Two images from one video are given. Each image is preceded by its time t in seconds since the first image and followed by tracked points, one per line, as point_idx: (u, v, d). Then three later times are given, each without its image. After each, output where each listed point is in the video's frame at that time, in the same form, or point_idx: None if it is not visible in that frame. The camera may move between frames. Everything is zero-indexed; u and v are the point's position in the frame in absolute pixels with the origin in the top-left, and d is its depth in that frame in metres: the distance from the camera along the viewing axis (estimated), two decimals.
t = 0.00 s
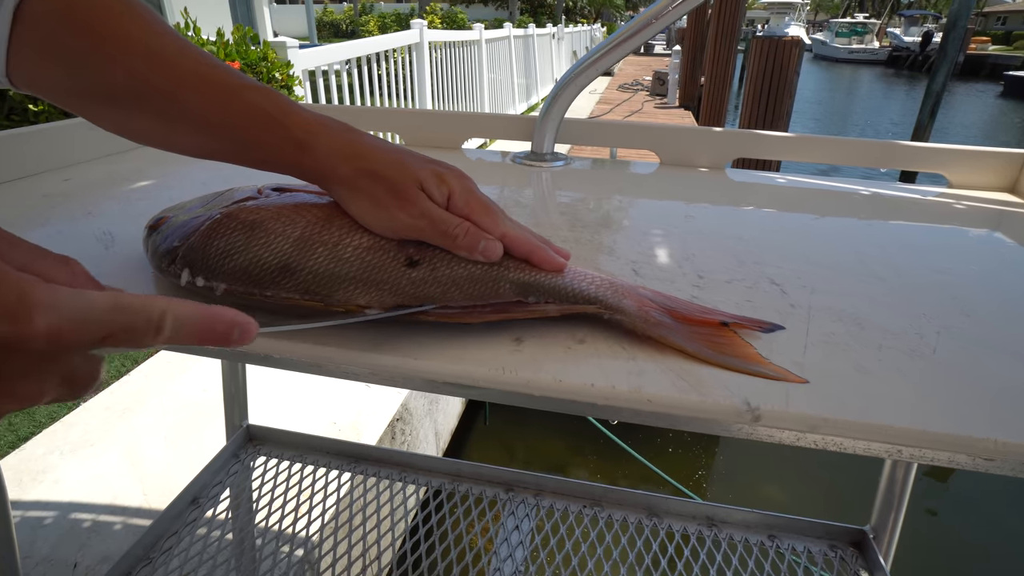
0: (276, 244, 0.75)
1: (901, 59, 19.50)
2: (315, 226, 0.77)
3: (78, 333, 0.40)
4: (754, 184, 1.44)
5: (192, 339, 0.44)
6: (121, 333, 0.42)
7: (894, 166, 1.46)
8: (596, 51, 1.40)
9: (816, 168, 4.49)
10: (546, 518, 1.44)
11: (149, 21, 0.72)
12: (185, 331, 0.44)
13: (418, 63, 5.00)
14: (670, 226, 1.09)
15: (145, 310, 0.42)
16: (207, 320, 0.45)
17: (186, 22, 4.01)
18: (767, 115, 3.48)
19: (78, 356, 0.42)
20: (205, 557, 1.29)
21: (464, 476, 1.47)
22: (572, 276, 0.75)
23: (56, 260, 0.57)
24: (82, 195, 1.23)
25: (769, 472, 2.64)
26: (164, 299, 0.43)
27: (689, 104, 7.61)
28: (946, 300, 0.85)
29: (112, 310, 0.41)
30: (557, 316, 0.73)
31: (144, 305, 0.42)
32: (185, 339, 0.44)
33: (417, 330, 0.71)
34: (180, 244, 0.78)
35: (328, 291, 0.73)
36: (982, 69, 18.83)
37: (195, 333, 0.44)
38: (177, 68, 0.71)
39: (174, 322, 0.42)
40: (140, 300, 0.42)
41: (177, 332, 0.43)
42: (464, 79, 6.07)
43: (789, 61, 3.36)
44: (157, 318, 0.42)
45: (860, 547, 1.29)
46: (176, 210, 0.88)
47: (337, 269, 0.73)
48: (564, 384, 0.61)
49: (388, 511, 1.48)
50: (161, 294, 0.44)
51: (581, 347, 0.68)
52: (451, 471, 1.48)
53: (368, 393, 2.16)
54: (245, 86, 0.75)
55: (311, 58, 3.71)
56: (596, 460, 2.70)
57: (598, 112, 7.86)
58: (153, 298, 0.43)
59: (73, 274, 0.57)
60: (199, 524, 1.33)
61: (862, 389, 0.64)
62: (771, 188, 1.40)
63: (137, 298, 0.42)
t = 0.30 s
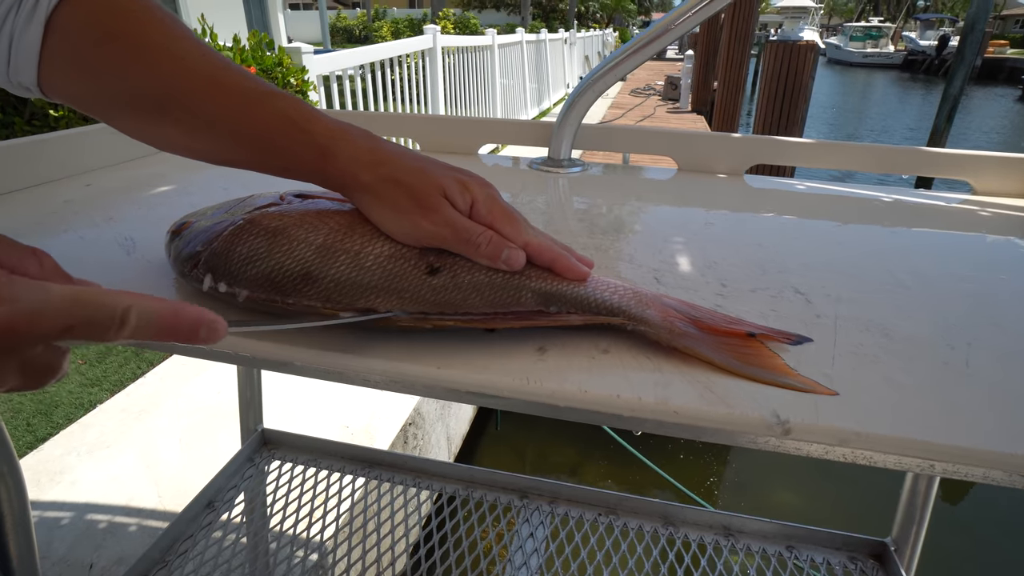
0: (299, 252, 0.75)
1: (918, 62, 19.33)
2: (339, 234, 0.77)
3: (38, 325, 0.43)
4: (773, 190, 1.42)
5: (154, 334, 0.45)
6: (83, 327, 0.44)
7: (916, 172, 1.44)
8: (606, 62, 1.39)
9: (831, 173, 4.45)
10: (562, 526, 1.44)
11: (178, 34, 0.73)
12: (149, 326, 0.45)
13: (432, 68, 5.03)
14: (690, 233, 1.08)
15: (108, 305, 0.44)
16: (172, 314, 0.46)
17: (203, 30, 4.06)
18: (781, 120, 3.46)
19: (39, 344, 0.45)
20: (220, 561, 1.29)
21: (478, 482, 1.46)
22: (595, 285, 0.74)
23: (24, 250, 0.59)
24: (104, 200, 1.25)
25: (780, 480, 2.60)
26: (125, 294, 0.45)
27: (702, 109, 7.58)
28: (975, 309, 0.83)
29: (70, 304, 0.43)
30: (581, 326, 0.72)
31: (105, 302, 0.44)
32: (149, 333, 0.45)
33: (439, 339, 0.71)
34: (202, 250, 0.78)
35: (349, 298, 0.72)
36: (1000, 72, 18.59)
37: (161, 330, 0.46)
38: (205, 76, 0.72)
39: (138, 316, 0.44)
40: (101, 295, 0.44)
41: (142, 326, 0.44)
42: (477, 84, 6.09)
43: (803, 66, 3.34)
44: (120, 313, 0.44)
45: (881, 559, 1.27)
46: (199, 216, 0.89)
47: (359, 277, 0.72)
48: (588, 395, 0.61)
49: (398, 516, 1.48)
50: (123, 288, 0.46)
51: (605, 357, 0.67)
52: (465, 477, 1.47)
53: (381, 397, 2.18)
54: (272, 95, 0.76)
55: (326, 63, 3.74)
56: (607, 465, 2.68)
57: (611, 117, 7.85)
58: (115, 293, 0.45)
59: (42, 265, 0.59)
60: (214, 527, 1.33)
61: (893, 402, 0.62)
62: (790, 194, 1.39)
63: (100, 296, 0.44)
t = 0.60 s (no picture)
0: (318, 257, 0.74)
1: (935, 64, 19.10)
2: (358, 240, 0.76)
3: None
4: (793, 194, 1.40)
5: (112, 332, 0.50)
6: (38, 326, 0.48)
7: (941, 175, 1.41)
8: (624, 66, 1.38)
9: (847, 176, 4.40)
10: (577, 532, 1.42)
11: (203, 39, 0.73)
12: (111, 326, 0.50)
13: (444, 71, 5.04)
14: (710, 238, 1.07)
15: (65, 305, 0.48)
16: (128, 317, 0.51)
17: (219, 34, 4.09)
18: (796, 122, 3.42)
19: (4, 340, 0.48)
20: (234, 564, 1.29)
21: (491, 488, 1.45)
22: (617, 291, 0.73)
23: None
24: (122, 204, 1.25)
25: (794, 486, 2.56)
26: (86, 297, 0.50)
27: (715, 111, 7.53)
28: (1007, 317, 0.81)
29: (29, 303, 0.47)
30: (604, 333, 0.71)
31: (66, 305, 0.48)
32: (106, 332, 0.50)
33: (460, 345, 0.70)
34: (221, 255, 0.78)
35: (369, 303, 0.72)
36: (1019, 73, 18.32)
37: (115, 330, 0.50)
38: (228, 79, 0.72)
39: (94, 317, 0.49)
40: (61, 298, 0.48)
41: (97, 326, 0.49)
42: (489, 87, 6.09)
43: (819, 68, 3.30)
44: (77, 313, 0.49)
45: (903, 570, 1.24)
46: (217, 221, 0.88)
47: (379, 281, 0.72)
48: (613, 404, 0.59)
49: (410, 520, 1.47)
50: (85, 291, 0.50)
51: (630, 365, 0.66)
52: (479, 482, 1.46)
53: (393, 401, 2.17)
54: (293, 99, 0.75)
55: (339, 67, 3.75)
56: (618, 470, 2.66)
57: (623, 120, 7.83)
58: (75, 296, 0.49)
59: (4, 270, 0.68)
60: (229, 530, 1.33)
61: (928, 413, 0.61)
62: (811, 198, 1.36)
63: (62, 298, 0.48)
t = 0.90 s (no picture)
0: (339, 253, 0.74)
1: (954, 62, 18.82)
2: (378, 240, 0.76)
3: None
4: (815, 195, 1.38)
5: (73, 312, 0.53)
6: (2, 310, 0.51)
7: (966, 176, 1.38)
8: (644, 65, 1.37)
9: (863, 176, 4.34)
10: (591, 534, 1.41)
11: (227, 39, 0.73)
12: (70, 306, 0.52)
13: (458, 69, 5.04)
14: (732, 239, 1.05)
15: (26, 289, 0.51)
16: (90, 298, 0.53)
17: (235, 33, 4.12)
18: (813, 121, 3.38)
19: None
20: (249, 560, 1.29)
21: (505, 487, 1.44)
22: (641, 292, 0.73)
23: None
24: (142, 201, 1.26)
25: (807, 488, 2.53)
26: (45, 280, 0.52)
27: (730, 110, 7.46)
28: None
29: None
30: (629, 336, 0.70)
31: (26, 288, 0.51)
32: (68, 313, 0.53)
33: (482, 347, 0.69)
34: (243, 252, 0.78)
35: (391, 298, 0.72)
36: None
37: (78, 311, 0.53)
38: (250, 78, 0.72)
39: (53, 298, 0.52)
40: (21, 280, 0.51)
41: (59, 307, 0.52)
42: (502, 85, 6.08)
43: (837, 66, 3.26)
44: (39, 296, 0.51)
45: None
46: (237, 219, 0.88)
47: (401, 277, 0.72)
48: (639, 409, 0.58)
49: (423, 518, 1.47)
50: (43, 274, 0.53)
51: (654, 368, 0.65)
52: (493, 482, 1.45)
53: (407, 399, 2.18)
54: (314, 98, 0.75)
55: (354, 65, 3.76)
56: (630, 471, 2.64)
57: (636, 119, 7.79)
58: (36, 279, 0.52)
59: None
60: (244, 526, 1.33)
61: (963, 421, 0.59)
62: (833, 199, 1.34)
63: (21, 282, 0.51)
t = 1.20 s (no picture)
0: (364, 250, 0.74)
1: (975, 61, 18.53)
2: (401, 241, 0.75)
3: None
4: (837, 196, 1.36)
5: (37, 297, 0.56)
6: None
7: (993, 177, 1.35)
8: (665, 64, 1.35)
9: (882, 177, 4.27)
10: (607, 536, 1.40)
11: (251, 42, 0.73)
12: (50, 289, 0.54)
13: (472, 68, 5.04)
14: (754, 240, 1.04)
15: None
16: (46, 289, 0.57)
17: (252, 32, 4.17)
18: (831, 122, 3.33)
19: None
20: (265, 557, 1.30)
21: (520, 488, 1.44)
22: (666, 293, 0.72)
23: None
24: (163, 199, 1.27)
25: (823, 492, 2.49)
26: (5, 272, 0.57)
27: (745, 110, 7.39)
28: None
29: None
30: (654, 340, 0.69)
31: None
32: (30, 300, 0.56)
33: (505, 349, 0.69)
34: (267, 251, 0.78)
35: (415, 295, 0.72)
36: None
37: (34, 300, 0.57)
38: (274, 79, 0.72)
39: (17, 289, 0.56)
40: None
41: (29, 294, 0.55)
42: (516, 84, 6.07)
43: (856, 66, 3.21)
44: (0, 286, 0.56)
45: None
46: (261, 218, 0.89)
47: (425, 274, 0.72)
48: (667, 413, 0.58)
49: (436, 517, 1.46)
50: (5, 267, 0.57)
51: (680, 372, 0.64)
52: (508, 482, 1.45)
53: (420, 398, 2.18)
54: (337, 99, 0.76)
55: (369, 64, 3.78)
56: (642, 472, 2.63)
57: (651, 119, 7.74)
58: None
59: None
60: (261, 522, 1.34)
61: (1000, 429, 0.57)
62: (855, 200, 1.32)
63: None
